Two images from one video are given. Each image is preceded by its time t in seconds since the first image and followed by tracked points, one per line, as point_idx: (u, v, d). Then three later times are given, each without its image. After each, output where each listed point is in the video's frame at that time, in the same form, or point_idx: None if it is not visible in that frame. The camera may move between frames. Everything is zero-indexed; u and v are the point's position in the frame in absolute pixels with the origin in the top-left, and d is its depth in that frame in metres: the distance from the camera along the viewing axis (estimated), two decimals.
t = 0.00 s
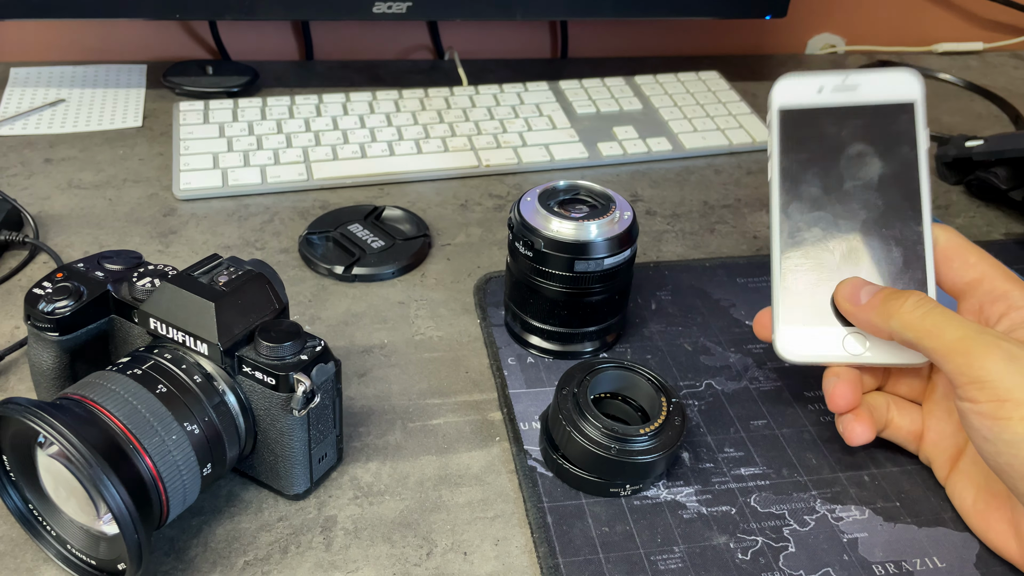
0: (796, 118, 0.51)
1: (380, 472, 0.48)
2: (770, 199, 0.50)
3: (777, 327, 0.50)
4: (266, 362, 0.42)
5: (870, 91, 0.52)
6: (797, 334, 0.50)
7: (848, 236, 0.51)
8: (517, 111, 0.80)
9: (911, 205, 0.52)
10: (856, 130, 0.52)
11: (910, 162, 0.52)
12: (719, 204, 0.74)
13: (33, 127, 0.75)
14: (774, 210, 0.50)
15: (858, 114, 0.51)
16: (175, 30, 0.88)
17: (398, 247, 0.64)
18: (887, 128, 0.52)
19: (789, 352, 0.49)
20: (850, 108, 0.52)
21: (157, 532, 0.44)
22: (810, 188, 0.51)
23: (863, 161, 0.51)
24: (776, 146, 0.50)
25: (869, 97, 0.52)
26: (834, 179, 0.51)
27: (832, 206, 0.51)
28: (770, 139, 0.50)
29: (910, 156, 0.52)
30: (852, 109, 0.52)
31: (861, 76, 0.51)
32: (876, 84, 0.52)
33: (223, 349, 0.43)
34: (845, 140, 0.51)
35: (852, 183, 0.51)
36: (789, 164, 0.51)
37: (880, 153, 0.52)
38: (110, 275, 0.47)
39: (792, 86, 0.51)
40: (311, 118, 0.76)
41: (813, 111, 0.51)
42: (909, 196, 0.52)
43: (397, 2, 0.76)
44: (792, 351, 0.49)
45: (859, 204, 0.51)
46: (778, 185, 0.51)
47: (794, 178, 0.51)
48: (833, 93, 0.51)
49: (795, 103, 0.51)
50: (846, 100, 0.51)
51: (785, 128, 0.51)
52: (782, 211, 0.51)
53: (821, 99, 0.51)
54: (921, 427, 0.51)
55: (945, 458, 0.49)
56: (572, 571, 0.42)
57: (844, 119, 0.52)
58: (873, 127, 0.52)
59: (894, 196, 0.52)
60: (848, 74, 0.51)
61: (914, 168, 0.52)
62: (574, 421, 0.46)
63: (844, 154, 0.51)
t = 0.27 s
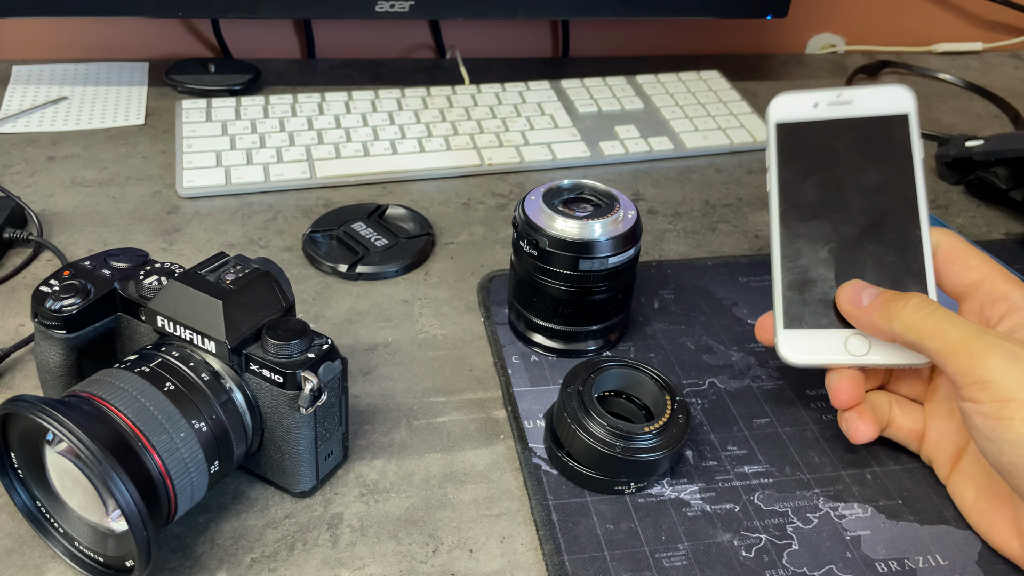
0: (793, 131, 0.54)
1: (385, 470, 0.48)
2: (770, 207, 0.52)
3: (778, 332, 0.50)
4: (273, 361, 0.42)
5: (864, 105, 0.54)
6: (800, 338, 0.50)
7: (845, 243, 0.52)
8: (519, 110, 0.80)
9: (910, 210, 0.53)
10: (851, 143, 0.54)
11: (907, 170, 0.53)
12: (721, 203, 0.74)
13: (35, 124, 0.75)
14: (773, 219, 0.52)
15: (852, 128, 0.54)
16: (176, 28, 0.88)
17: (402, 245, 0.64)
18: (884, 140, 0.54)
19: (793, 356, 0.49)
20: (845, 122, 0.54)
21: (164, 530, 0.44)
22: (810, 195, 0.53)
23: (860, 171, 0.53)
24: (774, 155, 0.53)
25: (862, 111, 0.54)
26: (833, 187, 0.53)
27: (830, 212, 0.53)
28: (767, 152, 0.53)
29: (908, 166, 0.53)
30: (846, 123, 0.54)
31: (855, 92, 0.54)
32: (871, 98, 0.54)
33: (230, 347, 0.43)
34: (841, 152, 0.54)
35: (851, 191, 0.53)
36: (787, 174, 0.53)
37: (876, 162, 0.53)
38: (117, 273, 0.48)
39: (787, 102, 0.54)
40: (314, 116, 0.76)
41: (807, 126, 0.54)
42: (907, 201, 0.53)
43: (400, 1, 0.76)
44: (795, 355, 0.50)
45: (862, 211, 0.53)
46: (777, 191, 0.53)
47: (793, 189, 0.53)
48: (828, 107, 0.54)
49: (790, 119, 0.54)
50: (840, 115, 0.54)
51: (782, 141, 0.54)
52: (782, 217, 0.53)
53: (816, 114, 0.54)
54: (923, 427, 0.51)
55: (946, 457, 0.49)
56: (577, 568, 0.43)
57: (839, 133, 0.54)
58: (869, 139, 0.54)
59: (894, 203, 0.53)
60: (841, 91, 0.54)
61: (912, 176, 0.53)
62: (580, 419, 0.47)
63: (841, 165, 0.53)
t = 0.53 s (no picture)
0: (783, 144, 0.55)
1: (380, 473, 0.48)
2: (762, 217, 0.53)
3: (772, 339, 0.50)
4: (266, 364, 0.42)
5: (851, 119, 0.55)
6: (794, 346, 0.50)
7: (836, 247, 0.52)
8: (514, 112, 0.80)
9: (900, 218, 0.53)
10: (840, 156, 0.55)
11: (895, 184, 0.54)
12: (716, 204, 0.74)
13: (29, 128, 0.75)
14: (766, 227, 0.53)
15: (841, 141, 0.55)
16: (170, 31, 0.88)
17: (397, 247, 0.64)
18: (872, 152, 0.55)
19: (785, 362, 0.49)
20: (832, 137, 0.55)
21: (157, 535, 0.44)
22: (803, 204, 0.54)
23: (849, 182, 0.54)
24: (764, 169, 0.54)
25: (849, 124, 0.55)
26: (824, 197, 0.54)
27: (822, 221, 0.53)
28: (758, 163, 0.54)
29: (898, 178, 0.54)
30: (835, 137, 0.55)
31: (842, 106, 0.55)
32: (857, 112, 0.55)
33: (222, 351, 0.43)
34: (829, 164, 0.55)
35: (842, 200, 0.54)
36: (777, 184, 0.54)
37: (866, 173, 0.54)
38: (110, 277, 0.47)
39: (775, 117, 0.55)
40: (308, 119, 0.76)
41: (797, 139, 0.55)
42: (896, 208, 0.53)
43: (394, 3, 0.76)
44: (789, 361, 0.49)
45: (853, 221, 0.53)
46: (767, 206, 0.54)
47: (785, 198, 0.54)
48: (816, 122, 0.55)
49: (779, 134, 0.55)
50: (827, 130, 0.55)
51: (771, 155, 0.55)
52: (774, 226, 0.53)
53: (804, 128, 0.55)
54: (916, 430, 0.51)
55: (941, 460, 0.49)
56: (573, 571, 0.42)
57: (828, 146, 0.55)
58: (857, 152, 0.55)
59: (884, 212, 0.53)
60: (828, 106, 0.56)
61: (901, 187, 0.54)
62: (574, 421, 0.46)
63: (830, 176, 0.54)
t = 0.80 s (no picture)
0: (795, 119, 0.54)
1: (374, 477, 0.48)
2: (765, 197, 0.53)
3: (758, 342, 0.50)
4: (258, 369, 0.42)
5: (866, 102, 0.54)
6: (781, 350, 0.50)
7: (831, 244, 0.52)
8: (507, 116, 0.80)
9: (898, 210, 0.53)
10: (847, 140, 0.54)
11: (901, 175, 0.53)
12: (709, 205, 0.75)
13: (23, 138, 0.75)
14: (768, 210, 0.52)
15: (850, 125, 0.54)
16: (164, 39, 0.88)
17: (391, 252, 0.64)
18: (876, 143, 0.54)
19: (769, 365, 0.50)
20: (843, 118, 0.54)
21: (152, 541, 0.44)
22: (800, 189, 0.53)
23: (853, 167, 0.53)
24: (770, 147, 0.53)
25: (861, 109, 0.54)
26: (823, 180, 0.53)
27: (822, 208, 0.53)
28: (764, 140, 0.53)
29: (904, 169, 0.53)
30: (846, 118, 0.54)
31: (859, 87, 0.54)
32: (872, 97, 0.54)
33: (215, 356, 0.43)
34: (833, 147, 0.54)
35: (843, 186, 0.53)
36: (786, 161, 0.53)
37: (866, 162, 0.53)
38: (103, 284, 0.47)
39: (789, 92, 0.54)
40: (302, 125, 0.76)
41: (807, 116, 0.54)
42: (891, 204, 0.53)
43: (386, 9, 0.76)
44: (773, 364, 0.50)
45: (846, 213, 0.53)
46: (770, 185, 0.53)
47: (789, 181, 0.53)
48: (829, 101, 0.54)
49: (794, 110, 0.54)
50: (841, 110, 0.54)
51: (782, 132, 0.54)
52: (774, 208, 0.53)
53: (817, 106, 0.54)
54: (907, 429, 0.51)
55: (933, 458, 0.49)
56: (567, 572, 0.42)
57: (838, 128, 0.54)
58: (866, 138, 0.54)
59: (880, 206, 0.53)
60: (845, 85, 0.54)
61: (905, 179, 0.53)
62: (567, 423, 0.46)
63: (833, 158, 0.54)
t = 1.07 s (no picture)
0: (882, 74, 0.50)
1: (369, 482, 0.48)
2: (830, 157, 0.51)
3: (801, 275, 0.51)
4: (251, 375, 0.43)
5: (960, 75, 0.52)
6: (821, 289, 0.51)
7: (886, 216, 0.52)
8: (501, 123, 0.81)
9: (945, 195, 0.53)
10: (932, 110, 0.52)
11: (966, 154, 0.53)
12: (702, 208, 0.75)
13: (21, 150, 0.76)
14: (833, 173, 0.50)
15: (942, 94, 0.52)
16: (160, 51, 0.89)
17: (385, 259, 0.65)
18: (944, 116, 0.52)
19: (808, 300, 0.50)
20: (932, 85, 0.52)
21: (148, 547, 0.44)
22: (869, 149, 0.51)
23: (921, 141, 0.52)
24: (854, 103, 0.50)
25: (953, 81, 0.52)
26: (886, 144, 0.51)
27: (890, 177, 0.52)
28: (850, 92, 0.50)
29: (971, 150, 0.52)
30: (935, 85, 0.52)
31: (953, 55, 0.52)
32: (970, 70, 0.52)
33: (208, 363, 0.43)
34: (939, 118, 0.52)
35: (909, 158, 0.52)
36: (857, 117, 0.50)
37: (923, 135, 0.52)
38: (97, 294, 0.48)
39: (887, 44, 0.50)
40: (297, 135, 0.77)
41: (897, 73, 0.51)
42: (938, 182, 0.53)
43: (379, 18, 0.77)
44: (812, 300, 0.50)
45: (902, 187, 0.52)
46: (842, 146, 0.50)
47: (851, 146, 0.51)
48: (924, 64, 0.51)
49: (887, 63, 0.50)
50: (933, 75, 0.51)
51: (870, 86, 0.50)
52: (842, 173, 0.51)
53: (913, 66, 0.51)
54: (917, 401, 0.53)
55: (939, 434, 0.51)
56: (560, 573, 0.43)
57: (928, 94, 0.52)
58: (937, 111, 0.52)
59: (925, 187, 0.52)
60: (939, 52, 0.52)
61: (968, 158, 0.53)
62: (560, 425, 0.47)
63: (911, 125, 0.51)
